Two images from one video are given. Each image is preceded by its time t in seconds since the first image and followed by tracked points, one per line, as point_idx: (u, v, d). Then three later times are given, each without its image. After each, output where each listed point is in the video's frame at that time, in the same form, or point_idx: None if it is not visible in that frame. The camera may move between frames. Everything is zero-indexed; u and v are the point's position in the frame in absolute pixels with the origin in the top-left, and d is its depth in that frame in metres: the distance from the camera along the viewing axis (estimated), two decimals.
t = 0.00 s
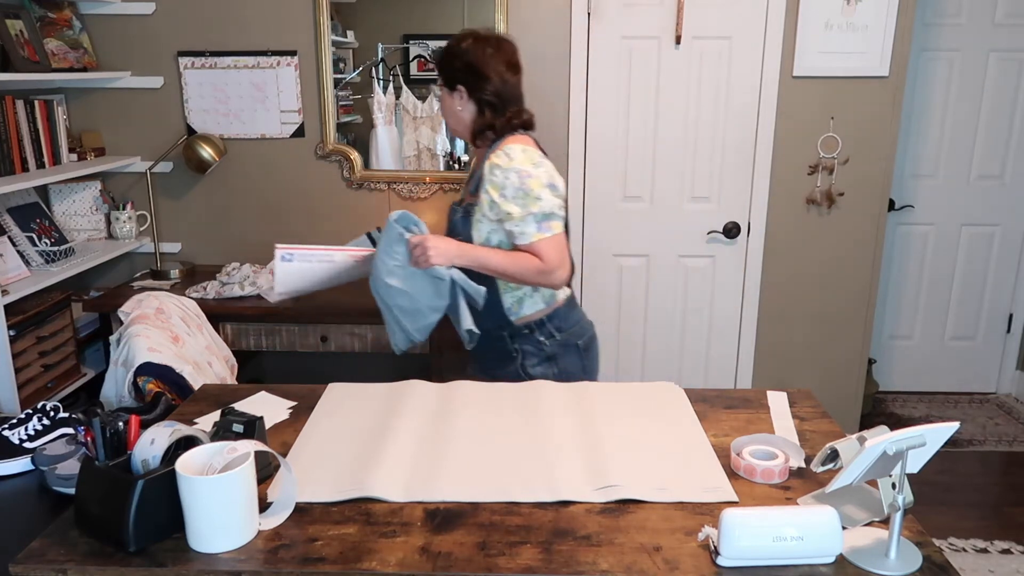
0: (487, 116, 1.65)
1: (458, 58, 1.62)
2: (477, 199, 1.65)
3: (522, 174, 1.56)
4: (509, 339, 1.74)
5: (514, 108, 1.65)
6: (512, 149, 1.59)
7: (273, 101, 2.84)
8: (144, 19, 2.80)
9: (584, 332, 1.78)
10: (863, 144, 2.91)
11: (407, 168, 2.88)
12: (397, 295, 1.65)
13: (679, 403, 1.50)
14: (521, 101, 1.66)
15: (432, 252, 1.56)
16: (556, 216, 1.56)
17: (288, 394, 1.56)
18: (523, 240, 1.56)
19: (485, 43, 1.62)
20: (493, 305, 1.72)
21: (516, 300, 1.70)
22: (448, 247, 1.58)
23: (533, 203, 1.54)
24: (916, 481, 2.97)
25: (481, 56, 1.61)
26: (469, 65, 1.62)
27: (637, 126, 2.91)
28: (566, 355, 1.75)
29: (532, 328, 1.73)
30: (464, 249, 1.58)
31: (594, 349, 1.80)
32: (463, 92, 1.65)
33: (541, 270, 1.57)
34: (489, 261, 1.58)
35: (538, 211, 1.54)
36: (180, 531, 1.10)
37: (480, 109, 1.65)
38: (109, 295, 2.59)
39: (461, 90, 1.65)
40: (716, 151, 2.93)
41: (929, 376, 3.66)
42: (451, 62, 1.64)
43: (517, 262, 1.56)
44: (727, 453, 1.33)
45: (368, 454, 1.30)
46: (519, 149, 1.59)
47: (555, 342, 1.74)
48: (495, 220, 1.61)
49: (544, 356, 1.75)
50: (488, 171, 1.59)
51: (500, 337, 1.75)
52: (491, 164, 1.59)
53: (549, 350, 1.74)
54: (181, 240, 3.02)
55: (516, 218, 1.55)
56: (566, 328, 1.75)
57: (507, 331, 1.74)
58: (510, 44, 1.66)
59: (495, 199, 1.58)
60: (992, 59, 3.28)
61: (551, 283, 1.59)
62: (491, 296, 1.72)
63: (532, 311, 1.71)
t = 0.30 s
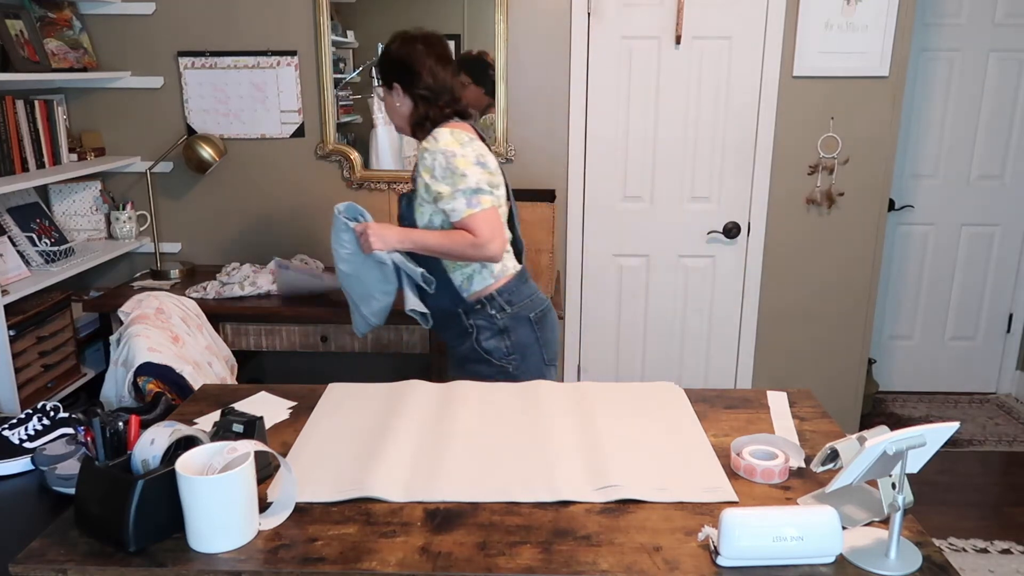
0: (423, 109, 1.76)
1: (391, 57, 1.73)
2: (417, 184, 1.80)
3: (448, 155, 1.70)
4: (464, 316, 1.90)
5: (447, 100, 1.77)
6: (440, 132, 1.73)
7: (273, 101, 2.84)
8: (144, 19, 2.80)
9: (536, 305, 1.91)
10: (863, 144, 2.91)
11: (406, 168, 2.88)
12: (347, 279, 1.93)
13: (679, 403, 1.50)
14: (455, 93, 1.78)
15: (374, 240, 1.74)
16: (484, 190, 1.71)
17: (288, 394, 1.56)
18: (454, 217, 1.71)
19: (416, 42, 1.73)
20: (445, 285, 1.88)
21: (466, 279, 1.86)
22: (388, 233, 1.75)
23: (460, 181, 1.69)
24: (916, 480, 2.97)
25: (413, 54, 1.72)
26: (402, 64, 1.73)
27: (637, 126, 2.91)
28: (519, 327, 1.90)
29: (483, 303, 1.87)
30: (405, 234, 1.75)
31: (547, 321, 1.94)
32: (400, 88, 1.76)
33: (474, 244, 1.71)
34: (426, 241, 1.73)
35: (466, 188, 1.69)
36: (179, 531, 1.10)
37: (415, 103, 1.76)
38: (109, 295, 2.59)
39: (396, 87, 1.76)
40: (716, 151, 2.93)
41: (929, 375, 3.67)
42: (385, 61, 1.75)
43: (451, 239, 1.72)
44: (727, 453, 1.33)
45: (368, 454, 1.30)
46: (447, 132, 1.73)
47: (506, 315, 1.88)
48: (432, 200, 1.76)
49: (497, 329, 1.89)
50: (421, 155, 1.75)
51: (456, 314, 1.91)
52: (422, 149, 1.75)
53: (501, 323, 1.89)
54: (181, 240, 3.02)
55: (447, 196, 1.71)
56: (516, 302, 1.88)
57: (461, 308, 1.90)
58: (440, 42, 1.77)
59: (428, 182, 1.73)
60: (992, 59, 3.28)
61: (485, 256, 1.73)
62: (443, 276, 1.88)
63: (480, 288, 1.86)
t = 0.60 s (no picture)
0: (389, 117, 1.83)
1: (356, 67, 1.79)
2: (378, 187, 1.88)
3: (396, 156, 1.76)
4: (439, 311, 1.96)
5: (412, 107, 1.83)
6: (394, 134, 1.80)
7: (273, 101, 2.84)
8: (143, 19, 2.80)
9: (506, 298, 1.95)
10: (863, 144, 2.91)
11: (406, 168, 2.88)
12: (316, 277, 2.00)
13: (679, 403, 1.50)
14: (420, 99, 1.84)
15: (336, 240, 1.85)
16: (430, 190, 1.76)
17: (287, 394, 1.56)
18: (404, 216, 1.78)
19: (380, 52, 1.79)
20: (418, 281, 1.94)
21: (437, 275, 1.91)
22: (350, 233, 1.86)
23: (405, 182, 1.75)
24: (917, 481, 2.97)
25: (377, 65, 1.77)
26: (367, 74, 1.79)
27: (637, 126, 2.91)
28: (490, 321, 1.95)
29: (454, 298, 1.92)
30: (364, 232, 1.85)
31: (521, 314, 1.98)
32: (367, 97, 1.82)
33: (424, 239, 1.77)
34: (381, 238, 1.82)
35: (411, 188, 1.75)
36: (180, 531, 1.10)
37: (382, 111, 1.83)
38: (109, 295, 2.59)
39: (363, 96, 1.82)
40: (716, 151, 2.93)
41: (928, 375, 3.67)
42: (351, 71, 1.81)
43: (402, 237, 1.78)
44: (727, 453, 1.33)
45: (368, 454, 1.30)
46: (401, 134, 1.79)
47: (476, 309, 1.93)
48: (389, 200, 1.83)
49: (469, 323, 1.95)
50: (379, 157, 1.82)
51: (431, 309, 1.97)
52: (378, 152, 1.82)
53: (472, 317, 1.94)
54: (181, 240, 3.01)
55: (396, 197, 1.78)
56: (485, 296, 1.92)
57: (435, 304, 1.96)
58: (406, 49, 1.83)
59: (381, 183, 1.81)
60: (992, 59, 3.28)
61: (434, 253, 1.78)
62: (416, 274, 1.94)
63: (451, 284, 1.91)
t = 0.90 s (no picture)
0: (367, 123, 1.83)
1: (330, 76, 1.78)
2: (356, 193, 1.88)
3: (369, 167, 1.75)
4: (427, 310, 1.97)
5: (388, 113, 1.83)
6: (369, 143, 1.78)
7: (273, 101, 2.84)
8: (143, 19, 2.80)
9: (492, 292, 1.95)
10: (864, 144, 2.91)
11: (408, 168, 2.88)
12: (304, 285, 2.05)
13: (679, 403, 1.50)
14: (396, 104, 1.84)
15: (319, 251, 1.94)
16: (402, 204, 1.75)
17: (287, 394, 1.56)
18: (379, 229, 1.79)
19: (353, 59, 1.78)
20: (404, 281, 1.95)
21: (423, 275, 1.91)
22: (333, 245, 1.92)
23: (377, 195, 1.74)
24: (917, 481, 2.97)
25: (352, 74, 1.77)
26: (342, 82, 1.78)
27: (637, 127, 2.91)
28: (477, 316, 1.95)
29: (441, 296, 1.93)
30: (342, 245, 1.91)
31: (508, 308, 1.98)
32: (343, 105, 1.82)
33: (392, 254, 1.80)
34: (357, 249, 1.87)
35: (384, 202, 1.75)
36: (179, 531, 1.10)
37: (359, 118, 1.83)
38: (109, 295, 2.59)
39: (340, 104, 1.82)
40: (716, 151, 2.93)
41: (928, 375, 3.67)
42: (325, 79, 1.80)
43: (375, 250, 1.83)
44: (727, 453, 1.33)
45: (367, 454, 1.30)
46: (375, 143, 1.77)
47: (463, 305, 1.93)
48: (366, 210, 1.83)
49: (457, 320, 1.96)
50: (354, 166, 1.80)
51: (419, 309, 1.98)
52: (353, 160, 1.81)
53: (460, 314, 1.94)
54: (181, 241, 3.01)
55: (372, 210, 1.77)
56: (472, 291, 1.93)
57: (422, 303, 1.96)
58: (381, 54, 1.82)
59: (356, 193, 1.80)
60: (992, 59, 3.28)
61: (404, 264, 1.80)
62: (403, 276, 1.94)
63: (437, 282, 1.92)
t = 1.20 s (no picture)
0: (368, 118, 1.83)
1: (330, 72, 1.77)
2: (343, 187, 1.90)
3: (360, 169, 1.75)
4: (424, 310, 1.96)
5: (389, 108, 1.84)
6: (366, 142, 1.78)
7: (273, 101, 2.84)
8: (143, 19, 2.80)
9: (489, 294, 1.96)
10: (864, 144, 2.90)
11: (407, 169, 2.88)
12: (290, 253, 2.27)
13: (680, 403, 1.50)
14: (396, 99, 1.84)
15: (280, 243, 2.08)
16: (374, 217, 1.78)
17: (287, 394, 1.56)
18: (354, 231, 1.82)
19: (354, 55, 1.77)
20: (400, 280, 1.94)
21: (421, 275, 1.91)
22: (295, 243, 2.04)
23: (359, 200, 1.76)
24: (917, 480, 2.97)
25: (353, 71, 1.76)
26: (343, 79, 1.77)
27: (637, 127, 2.91)
28: (472, 317, 1.95)
29: (438, 297, 1.93)
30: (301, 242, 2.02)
31: (503, 310, 1.99)
32: (344, 100, 1.81)
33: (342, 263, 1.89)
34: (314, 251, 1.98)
35: (362, 208, 1.77)
36: (180, 531, 1.10)
37: (360, 114, 1.83)
38: (109, 295, 2.59)
39: (340, 100, 1.81)
40: (716, 151, 2.93)
41: (928, 375, 3.67)
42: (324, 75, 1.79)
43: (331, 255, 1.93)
44: (727, 453, 1.33)
45: (368, 454, 1.30)
46: (373, 144, 1.77)
47: (460, 306, 1.93)
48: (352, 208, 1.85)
49: (453, 321, 1.96)
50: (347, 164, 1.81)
51: (415, 309, 1.98)
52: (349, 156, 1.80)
53: (456, 315, 1.94)
54: (181, 240, 3.01)
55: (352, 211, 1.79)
56: (468, 292, 1.93)
57: (419, 303, 1.96)
58: (380, 49, 1.82)
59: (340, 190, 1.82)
60: (992, 59, 3.28)
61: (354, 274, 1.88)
62: (400, 277, 1.94)
63: (435, 283, 1.91)
